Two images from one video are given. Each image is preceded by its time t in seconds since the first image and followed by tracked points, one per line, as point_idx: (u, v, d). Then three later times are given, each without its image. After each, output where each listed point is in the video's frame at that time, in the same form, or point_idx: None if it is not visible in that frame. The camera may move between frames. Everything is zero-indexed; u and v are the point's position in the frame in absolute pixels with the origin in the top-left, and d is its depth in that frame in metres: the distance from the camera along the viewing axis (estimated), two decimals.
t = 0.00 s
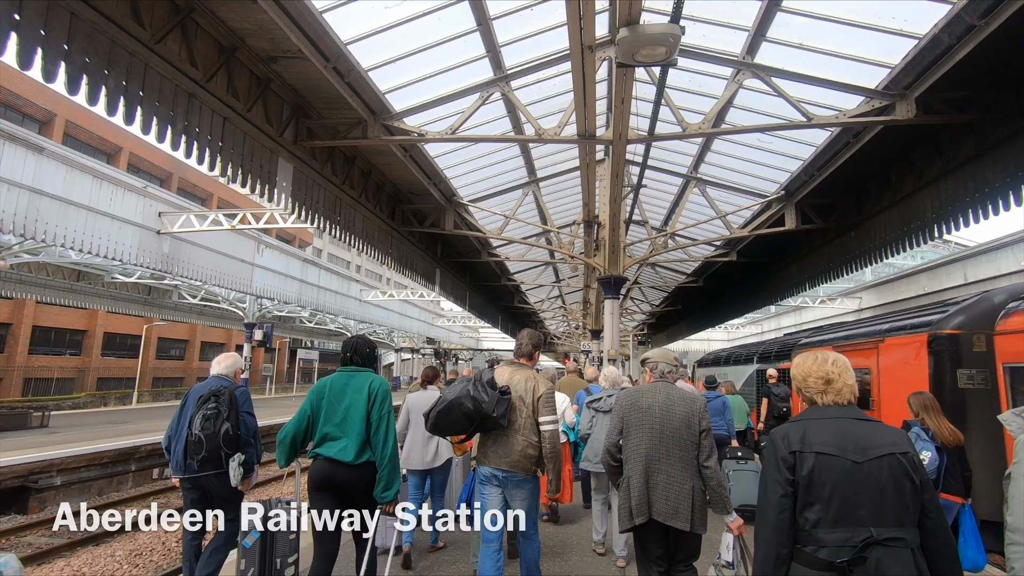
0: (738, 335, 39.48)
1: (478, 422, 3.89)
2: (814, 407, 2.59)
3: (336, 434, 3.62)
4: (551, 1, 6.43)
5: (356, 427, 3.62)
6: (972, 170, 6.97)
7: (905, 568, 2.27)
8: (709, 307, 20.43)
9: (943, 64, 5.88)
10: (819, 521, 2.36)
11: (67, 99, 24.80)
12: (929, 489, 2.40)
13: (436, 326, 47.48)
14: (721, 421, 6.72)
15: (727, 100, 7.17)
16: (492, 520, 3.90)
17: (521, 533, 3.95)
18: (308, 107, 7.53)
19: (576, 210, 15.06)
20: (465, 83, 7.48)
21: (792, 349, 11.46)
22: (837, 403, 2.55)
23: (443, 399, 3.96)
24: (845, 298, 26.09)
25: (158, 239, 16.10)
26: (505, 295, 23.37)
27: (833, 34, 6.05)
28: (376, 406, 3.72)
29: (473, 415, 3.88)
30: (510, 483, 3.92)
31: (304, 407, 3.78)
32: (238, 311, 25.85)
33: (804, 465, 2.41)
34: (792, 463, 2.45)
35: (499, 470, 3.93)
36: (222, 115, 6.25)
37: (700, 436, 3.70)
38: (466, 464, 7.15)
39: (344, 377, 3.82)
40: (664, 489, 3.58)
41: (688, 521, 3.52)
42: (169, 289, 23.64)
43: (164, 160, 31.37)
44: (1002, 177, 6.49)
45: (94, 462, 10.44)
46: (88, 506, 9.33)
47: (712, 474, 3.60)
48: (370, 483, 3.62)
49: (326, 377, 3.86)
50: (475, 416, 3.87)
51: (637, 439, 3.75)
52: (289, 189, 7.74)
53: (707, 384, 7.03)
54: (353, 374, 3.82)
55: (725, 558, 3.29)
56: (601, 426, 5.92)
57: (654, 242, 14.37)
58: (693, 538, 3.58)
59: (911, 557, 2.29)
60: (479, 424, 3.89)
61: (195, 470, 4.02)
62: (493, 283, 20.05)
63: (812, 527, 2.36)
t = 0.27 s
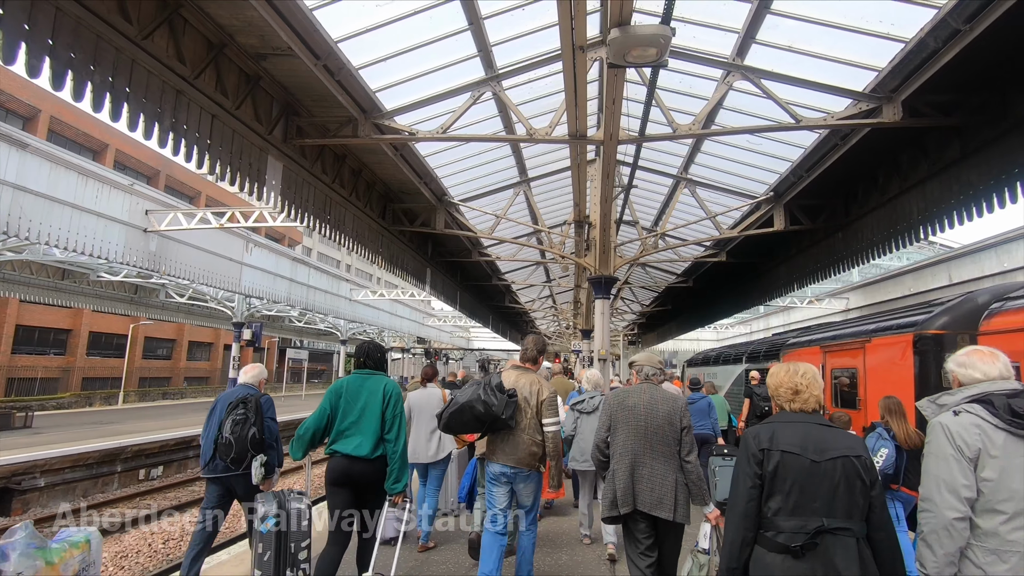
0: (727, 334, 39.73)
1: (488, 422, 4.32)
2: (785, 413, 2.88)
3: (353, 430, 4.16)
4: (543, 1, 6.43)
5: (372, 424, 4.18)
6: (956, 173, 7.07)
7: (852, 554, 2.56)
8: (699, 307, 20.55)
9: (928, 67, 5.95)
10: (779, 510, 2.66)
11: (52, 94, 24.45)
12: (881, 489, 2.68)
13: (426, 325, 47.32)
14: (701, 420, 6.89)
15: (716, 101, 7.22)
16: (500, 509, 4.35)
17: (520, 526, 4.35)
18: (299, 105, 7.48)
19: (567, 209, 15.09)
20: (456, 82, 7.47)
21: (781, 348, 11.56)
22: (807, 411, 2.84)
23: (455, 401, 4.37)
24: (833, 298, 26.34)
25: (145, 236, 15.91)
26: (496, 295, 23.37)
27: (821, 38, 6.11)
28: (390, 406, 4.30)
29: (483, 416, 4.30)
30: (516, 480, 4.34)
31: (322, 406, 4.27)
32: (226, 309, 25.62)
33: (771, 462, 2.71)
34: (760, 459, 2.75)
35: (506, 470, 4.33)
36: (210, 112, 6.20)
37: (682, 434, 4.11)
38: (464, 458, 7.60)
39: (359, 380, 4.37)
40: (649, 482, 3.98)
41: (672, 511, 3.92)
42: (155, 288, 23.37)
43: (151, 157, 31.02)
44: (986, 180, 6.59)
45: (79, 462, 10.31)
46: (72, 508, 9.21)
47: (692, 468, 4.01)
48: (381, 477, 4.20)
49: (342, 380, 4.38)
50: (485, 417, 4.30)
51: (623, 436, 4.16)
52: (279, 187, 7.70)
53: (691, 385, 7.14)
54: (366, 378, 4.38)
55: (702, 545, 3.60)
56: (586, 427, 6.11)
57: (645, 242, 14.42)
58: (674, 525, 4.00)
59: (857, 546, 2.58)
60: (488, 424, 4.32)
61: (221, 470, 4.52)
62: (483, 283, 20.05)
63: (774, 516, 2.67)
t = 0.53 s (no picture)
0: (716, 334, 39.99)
1: (491, 413, 4.74)
2: (758, 400, 3.23)
3: (362, 421, 4.45)
4: (533, 2, 6.44)
5: (378, 415, 4.47)
6: (941, 175, 7.16)
7: (810, 522, 2.94)
8: (689, 307, 20.68)
9: (913, 71, 6.03)
10: (750, 483, 3.01)
11: (35, 91, 24.10)
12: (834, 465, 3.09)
13: (417, 325, 47.17)
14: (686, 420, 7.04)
15: (706, 103, 7.27)
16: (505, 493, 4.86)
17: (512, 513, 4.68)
18: (288, 102, 7.43)
19: (557, 209, 15.11)
20: (447, 82, 7.45)
21: (769, 348, 11.66)
22: (778, 399, 3.18)
23: (461, 394, 4.81)
24: (821, 299, 26.57)
25: (131, 235, 15.72)
26: (486, 295, 23.37)
27: (810, 41, 6.18)
28: (396, 399, 4.59)
29: (486, 406, 4.73)
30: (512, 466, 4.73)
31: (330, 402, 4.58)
32: (214, 309, 25.38)
33: (745, 440, 3.06)
34: (735, 437, 3.10)
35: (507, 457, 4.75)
36: (198, 110, 6.14)
37: (668, 431, 4.17)
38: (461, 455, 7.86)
39: (364, 376, 4.65)
40: (638, 475, 4.04)
41: (658, 501, 4.00)
42: (142, 287, 23.10)
43: (137, 154, 30.67)
44: (970, 183, 6.69)
45: (62, 464, 10.16)
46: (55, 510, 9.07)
47: (676, 463, 4.06)
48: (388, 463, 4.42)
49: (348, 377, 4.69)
50: (487, 407, 4.72)
51: (616, 431, 4.24)
52: (268, 186, 7.63)
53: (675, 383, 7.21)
54: (372, 373, 4.66)
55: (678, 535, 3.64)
56: (573, 422, 6.20)
57: (635, 242, 14.49)
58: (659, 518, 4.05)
59: (813, 513, 2.95)
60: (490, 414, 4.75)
61: (249, 452, 4.94)
62: (474, 283, 20.03)
63: (746, 487, 3.02)
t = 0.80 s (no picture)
0: (706, 334, 40.19)
1: (490, 416, 5.09)
2: (722, 403, 3.64)
3: (360, 424, 4.58)
4: (526, 2, 6.45)
5: (375, 419, 4.57)
6: (928, 178, 7.25)
7: (772, 510, 3.29)
8: (679, 307, 20.77)
9: (901, 74, 6.09)
10: (716, 478, 3.39)
11: (21, 87, 23.77)
12: (794, 458, 3.46)
13: (408, 325, 47.02)
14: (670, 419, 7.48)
15: (697, 105, 7.32)
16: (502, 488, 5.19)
17: (509, 508, 4.98)
18: (278, 101, 7.39)
19: (549, 209, 15.13)
20: (439, 81, 7.44)
21: (759, 348, 11.75)
22: (739, 401, 3.58)
23: (461, 400, 5.09)
24: (810, 299, 26.78)
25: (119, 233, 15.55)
26: (478, 294, 23.35)
27: (800, 44, 6.23)
28: (394, 404, 4.70)
29: (486, 409, 5.06)
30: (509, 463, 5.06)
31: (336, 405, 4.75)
32: (203, 308, 25.16)
33: (709, 441, 3.43)
34: (701, 437, 3.48)
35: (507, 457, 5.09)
36: (187, 108, 6.10)
37: (655, 425, 4.51)
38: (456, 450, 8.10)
39: (365, 382, 4.77)
40: (627, 465, 4.36)
41: (644, 490, 4.30)
42: (129, 286, 22.85)
43: (125, 152, 30.34)
44: (956, 185, 6.77)
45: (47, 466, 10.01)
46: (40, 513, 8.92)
47: (663, 454, 4.40)
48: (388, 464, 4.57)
49: (351, 382, 4.82)
50: (488, 411, 5.05)
51: (605, 425, 4.55)
52: (258, 185, 7.59)
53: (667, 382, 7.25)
54: (372, 380, 4.77)
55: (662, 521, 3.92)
56: (565, 423, 6.23)
57: (626, 243, 14.53)
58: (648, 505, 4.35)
59: (774, 501, 3.31)
60: (490, 417, 5.09)
61: (266, 454, 5.15)
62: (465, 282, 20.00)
63: (712, 482, 3.39)
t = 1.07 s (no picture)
0: (697, 334, 40.44)
1: (488, 411, 5.47)
2: (686, 401, 4.28)
3: (365, 417, 5.04)
4: (519, 2, 6.45)
5: (380, 412, 5.06)
6: (915, 180, 7.33)
7: (729, 492, 3.92)
8: (670, 307, 20.87)
9: (889, 77, 6.14)
10: (681, 467, 4.02)
11: (7, 83, 23.42)
12: (749, 442, 4.13)
13: (400, 325, 46.88)
14: (655, 412, 8.38)
15: (689, 106, 7.35)
16: (497, 480, 5.48)
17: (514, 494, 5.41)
18: (269, 99, 7.34)
19: (541, 209, 15.14)
20: (431, 81, 7.43)
21: (749, 348, 11.83)
22: (699, 399, 4.22)
23: (461, 395, 5.52)
24: (799, 300, 26.99)
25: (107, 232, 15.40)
26: (470, 294, 23.33)
27: (790, 46, 6.27)
28: (395, 398, 5.25)
29: (484, 405, 5.45)
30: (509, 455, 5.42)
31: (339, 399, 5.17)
32: (192, 308, 24.94)
33: (673, 435, 4.08)
34: (666, 431, 4.13)
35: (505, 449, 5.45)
36: (177, 105, 6.05)
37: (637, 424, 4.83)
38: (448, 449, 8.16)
39: (368, 378, 5.26)
40: (610, 464, 4.67)
41: (628, 488, 4.60)
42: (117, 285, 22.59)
43: (113, 150, 30.00)
44: (944, 187, 6.85)
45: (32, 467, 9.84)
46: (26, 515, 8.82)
47: (644, 451, 4.75)
48: (388, 453, 5.09)
49: (354, 377, 5.28)
50: (486, 406, 5.44)
51: (588, 427, 4.87)
52: (248, 183, 7.54)
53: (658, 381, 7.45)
54: (374, 376, 5.27)
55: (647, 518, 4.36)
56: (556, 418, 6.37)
57: (618, 243, 14.57)
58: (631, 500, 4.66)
59: (730, 484, 3.94)
60: (488, 412, 5.48)
61: (277, 442, 5.71)
62: (457, 282, 19.97)
63: (677, 471, 4.03)
